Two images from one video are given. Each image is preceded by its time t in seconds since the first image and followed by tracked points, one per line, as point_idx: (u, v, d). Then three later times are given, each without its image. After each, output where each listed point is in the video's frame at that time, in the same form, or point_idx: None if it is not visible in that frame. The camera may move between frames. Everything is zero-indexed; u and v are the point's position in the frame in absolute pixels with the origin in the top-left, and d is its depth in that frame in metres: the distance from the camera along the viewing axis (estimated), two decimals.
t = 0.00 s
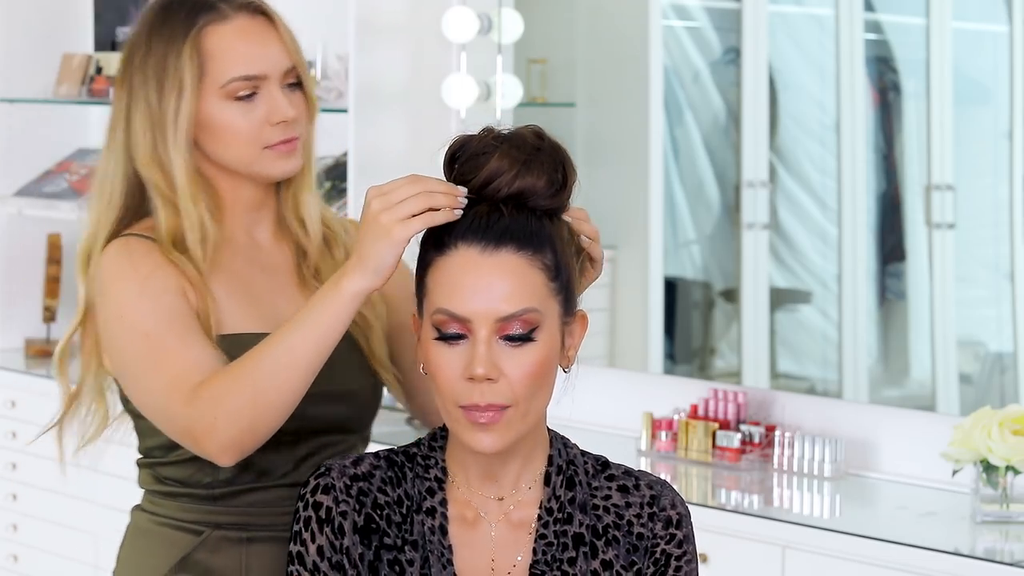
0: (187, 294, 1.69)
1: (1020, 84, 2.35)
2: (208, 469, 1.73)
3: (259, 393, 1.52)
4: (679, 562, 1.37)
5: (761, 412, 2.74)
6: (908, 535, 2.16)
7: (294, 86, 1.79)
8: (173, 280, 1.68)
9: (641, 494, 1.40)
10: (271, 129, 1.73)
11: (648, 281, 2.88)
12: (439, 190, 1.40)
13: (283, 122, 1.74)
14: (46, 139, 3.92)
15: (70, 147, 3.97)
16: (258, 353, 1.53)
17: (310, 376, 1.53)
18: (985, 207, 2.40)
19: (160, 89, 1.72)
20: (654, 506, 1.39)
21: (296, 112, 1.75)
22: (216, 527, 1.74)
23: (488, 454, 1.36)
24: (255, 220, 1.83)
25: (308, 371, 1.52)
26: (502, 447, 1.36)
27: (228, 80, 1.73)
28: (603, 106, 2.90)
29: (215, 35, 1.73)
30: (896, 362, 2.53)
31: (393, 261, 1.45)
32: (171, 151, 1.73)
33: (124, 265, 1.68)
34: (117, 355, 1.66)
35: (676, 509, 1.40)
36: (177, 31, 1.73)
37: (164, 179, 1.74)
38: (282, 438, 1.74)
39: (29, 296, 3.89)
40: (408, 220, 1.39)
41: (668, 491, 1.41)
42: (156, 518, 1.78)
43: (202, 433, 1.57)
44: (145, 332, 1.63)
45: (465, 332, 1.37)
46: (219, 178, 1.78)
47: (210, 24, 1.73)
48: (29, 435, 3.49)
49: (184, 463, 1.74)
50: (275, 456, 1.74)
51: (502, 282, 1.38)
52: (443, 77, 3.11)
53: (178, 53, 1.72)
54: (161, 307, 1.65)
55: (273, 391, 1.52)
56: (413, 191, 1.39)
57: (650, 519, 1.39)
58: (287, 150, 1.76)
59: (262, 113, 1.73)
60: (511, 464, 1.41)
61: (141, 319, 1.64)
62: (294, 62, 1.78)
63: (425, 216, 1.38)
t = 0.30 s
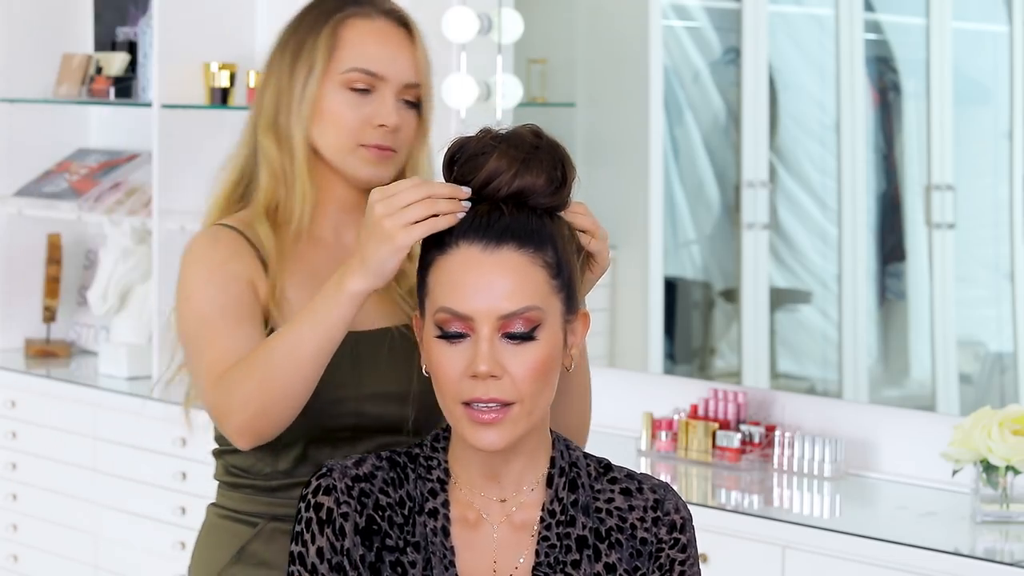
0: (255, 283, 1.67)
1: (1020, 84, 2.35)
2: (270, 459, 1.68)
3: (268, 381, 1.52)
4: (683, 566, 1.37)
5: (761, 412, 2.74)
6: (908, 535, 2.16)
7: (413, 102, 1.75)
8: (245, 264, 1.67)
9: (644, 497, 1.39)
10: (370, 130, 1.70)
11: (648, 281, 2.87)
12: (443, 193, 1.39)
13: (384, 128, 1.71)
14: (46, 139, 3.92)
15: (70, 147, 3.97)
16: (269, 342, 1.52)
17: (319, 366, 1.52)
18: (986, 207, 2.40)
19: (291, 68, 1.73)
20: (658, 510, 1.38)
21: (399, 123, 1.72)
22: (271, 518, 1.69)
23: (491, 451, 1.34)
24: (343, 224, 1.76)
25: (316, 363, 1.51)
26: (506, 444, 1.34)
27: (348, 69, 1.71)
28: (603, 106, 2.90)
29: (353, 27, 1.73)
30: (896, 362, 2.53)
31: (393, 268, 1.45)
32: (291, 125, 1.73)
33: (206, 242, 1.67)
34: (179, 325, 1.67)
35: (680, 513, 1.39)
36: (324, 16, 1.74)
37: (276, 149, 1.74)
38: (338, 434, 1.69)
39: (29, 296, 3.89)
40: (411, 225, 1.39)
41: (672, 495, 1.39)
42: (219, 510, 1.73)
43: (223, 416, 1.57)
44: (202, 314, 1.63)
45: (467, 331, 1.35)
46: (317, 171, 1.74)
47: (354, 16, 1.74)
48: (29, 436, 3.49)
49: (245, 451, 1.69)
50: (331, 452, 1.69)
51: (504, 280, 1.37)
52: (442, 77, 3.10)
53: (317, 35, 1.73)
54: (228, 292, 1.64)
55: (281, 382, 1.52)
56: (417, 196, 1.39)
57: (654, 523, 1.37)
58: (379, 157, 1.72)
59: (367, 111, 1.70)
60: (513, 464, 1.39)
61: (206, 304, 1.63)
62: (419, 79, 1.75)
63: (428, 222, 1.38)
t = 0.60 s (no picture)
0: (305, 274, 1.70)
1: (1020, 84, 2.35)
2: (308, 450, 1.69)
3: (273, 369, 1.53)
4: (685, 566, 1.37)
5: (761, 412, 2.75)
6: (908, 535, 2.16)
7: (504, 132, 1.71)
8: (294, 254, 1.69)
9: (644, 497, 1.39)
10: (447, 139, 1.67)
11: (648, 280, 2.87)
12: (447, 195, 1.38)
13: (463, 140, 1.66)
14: (46, 140, 3.92)
15: (70, 147, 3.97)
16: (278, 330, 1.53)
17: (324, 356, 1.53)
18: (986, 206, 2.40)
19: (398, 65, 1.73)
20: (658, 510, 1.38)
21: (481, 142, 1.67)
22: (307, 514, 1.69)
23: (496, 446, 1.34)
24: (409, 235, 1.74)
25: (318, 354, 1.51)
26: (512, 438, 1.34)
27: (447, 75, 1.69)
28: (603, 106, 2.90)
29: (466, 42, 1.71)
30: (896, 362, 2.53)
31: (396, 269, 1.44)
32: (384, 115, 1.73)
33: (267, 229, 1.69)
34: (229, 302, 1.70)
35: (681, 513, 1.39)
36: (448, 24, 1.73)
37: (365, 141, 1.76)
38: (378, 431, 1.70)
39: (29, 296, 3.89)
40: (415, 228, 1.38)
41: (672, 495, 1.39)
42: (258, 506, 1.72)
43: (232, 394, 1.60)
44: (243, 295, 1.65)
45: (473, 327, 1.35)
46: (393, 169, 1.74)
47: (474, 33, 1.72)
48: (29, 436, 3.49)
49: (288, 442, 1.70)
50: (369, 447, 1.70)
51: (509, 276, 1.36)
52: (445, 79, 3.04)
53: (430, 40, 1.72)
54: (273, 278, 1.66)
55: (285, 372, 1.53)
56: (421, 198, 1.38)
57: (655, 523, 1.37)
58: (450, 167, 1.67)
59: (451, 121, 1.67)
60: (515, 463, 1.39)
61: (250, 284, 1.65)
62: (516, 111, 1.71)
63: (431, 225, 1.37)
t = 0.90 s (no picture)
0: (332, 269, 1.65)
1: (1020, 84, 2.35)
2: (321, 443, 1.69)
3: (281, 362, 1.51)
4: (684, 567, 1.37)
5: (761, 412, 2.74)
6: (907, 535, 2.16)
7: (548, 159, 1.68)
8: (320, 247, 1.64)
9: (644, 498, 1.39)
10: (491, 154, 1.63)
11: (648, 280, 2.87)
12: (454, 193, 1.37)
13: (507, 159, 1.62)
14: (46, 140, 3.92)
15: (70, 147, 3.97)
16: (285, 322, 1.51)
17: (330, 350, 1.50)
18: (986, 206, 2.40)
19: (462, 71, 1.67)
20: (658, 511, 1.38)
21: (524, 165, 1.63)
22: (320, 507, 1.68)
23: (494, 445, 1.34)
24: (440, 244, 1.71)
25: (324, 348, 1.49)
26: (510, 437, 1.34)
27: (507, 91, 1.64)
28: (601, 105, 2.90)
29: (533, 63, 1.67)
30: (896, 362, 2.53)
31: (403, 264, 1.41)
32: (437, 120, 1.68)
33: (296, 222, 1.65)
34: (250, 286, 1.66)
35: (680, 514, 1.39)
36: (519, 41, 1.68)
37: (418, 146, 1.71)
38: (391, 430, 1.70)
39: (29, 296, 3.89)
40: (421, 224, 1.37)
41: (671, 496, 1.40)
42: (269, 500, 1.71)
43: (239, 385, 1.58)
44: (264, 285, 1.60)
45: (475, 324, 1.35)
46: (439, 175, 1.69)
47: (542, 56, 1.68)
48: (29, 436, 3.49)
49: (301, 434, 1.70)
50: (383, 444, 1.70)
51: (512, 273, 1.36)
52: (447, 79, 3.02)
53: (496, 53, 1.66)
54: (295, 271, 1.61)
55: (290, 365, 1.50)
56: (428, 195, 1.37)
57: (655, 524, 1.37)
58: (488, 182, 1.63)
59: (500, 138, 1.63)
60: (514, 464, 1.38)
61: (272, 275, 1.61)
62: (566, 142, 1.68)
63: (437, 223, 1.35)
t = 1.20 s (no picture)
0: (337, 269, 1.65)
1: (1020, 84, 2.35)
2: (324, 442, 1.70)
3: (283, 361, 1.51)
4: (684, 567, 1.37)
5: (761, 412, 2.75)
6: (907, 535, 2.16)
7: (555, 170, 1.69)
8: (325, 247, 1.64)
9: (645, 499, 1.39)
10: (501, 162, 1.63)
11: (648, 280, 2.87)
12: (459, 195, 1.37)
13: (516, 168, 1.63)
14: (46, 140, 3.92)
15: (70, 147, 3.97)
16: (287, 321, 1.51)
17: (332, 349, 1.50)
18: (986, 206, 2.40)
19: (478, 75, 1.66)
20: (658, 511, 1.38)
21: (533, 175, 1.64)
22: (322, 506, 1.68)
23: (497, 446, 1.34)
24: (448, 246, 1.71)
25: (326, 347, 1.49)
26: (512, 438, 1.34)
27: (522, 99, 1.65)
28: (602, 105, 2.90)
29: (549, 73, 1.68)
30: (896, 362, 2.53)
31: (406, 264, 1.41)
32: (450, 123, 1.67)
33: (301, 222, 1.65)
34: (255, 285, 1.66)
35: (680, 514, 1.39)
36: (536, 48, 1.69)
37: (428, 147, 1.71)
38: (394, 430, 1.70)
39: (29, 296, 3.89)
40: (425, 225, 1.36)
41: (672, 496, 1.40)
42: (270, 500, 1.71)
43: (240, 383, 1.58)
44: (268, 284, 1.60)
45: (478, 323, 1.35)
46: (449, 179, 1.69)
47: (557, 65, 1.69)
48: (29, 436, 3.49)
49: (304, 432, 1.70)
50: (386, 444, 1.71)
51: (515, 273, 1.36)
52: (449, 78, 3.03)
53: (512, 59, 1.67)
54: (298, 271, 1.61)
55: (291, 365, 1.50)
56: (432, 195, 1.37)
57: (654, 525, 1.38)
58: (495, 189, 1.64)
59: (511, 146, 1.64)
60: (515, 465, 1.38)
61: (276, 275, 1.61)
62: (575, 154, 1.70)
63: (442, 223, 1.36)
